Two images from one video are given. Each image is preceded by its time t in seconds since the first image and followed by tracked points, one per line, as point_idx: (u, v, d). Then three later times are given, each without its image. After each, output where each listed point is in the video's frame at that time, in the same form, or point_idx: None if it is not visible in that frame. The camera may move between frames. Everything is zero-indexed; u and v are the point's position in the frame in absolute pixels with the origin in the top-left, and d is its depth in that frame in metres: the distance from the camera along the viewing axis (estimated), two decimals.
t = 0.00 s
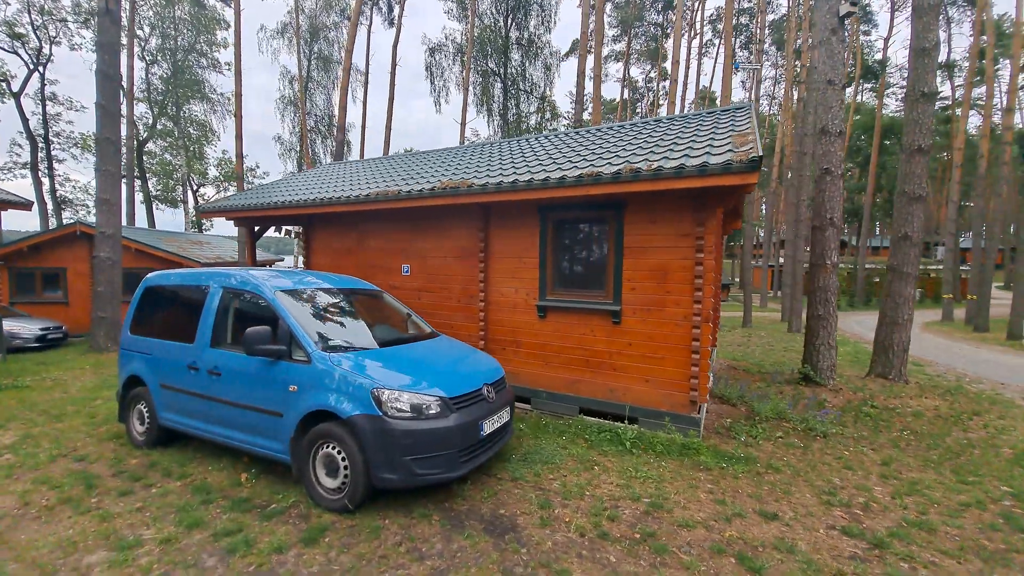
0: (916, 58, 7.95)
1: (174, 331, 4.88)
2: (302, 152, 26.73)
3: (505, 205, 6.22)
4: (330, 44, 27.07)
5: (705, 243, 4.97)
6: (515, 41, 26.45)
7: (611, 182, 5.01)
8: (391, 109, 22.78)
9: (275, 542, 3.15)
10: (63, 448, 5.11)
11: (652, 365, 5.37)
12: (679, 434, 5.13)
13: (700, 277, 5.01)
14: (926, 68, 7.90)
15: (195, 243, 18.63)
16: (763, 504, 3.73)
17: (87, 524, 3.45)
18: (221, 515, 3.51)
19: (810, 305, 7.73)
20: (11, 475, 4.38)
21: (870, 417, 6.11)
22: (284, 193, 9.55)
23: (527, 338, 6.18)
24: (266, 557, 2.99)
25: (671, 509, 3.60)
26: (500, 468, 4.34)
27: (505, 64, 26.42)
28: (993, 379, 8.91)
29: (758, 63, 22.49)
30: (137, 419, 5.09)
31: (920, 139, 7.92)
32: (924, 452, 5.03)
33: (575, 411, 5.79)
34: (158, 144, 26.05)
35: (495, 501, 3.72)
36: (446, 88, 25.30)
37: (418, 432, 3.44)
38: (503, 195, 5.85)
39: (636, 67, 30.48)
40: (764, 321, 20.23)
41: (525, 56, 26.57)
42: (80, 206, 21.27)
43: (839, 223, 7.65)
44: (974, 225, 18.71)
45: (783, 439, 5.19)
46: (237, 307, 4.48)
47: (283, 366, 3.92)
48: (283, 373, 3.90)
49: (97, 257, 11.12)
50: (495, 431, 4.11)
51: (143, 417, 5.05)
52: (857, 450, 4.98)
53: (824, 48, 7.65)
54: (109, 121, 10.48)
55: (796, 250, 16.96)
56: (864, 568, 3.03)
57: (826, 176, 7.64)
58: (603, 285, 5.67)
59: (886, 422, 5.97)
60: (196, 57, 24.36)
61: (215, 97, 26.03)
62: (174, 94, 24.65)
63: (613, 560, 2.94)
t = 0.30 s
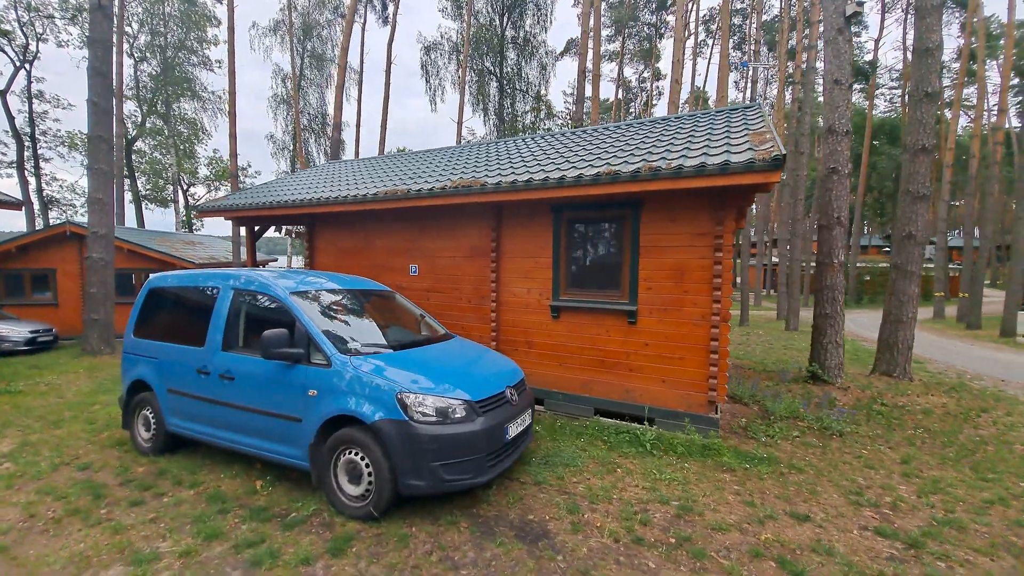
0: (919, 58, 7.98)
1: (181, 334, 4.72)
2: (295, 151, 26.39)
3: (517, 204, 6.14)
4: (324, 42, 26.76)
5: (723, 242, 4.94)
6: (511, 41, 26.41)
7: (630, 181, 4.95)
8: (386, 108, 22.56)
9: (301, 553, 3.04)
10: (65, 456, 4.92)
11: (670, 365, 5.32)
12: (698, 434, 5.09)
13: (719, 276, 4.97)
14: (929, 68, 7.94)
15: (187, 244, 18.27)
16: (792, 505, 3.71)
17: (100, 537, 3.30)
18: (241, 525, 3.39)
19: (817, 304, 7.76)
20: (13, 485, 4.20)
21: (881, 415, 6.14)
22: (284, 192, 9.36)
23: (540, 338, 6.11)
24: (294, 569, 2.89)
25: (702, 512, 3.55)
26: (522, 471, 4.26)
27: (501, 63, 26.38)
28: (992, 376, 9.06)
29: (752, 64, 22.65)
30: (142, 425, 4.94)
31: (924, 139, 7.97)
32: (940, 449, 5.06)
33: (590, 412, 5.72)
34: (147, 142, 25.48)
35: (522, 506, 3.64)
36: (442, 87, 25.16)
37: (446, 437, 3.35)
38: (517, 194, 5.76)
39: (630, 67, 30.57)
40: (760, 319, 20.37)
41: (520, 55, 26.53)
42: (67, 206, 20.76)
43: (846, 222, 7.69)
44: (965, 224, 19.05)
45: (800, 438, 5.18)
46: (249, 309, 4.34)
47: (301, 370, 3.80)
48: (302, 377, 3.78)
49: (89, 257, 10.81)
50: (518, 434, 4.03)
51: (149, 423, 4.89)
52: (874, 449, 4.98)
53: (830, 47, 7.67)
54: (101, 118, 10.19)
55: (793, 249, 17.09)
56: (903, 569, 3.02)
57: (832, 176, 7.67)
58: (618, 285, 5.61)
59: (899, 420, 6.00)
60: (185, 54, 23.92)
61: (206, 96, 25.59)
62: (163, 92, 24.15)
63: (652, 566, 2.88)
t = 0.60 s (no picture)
0: (927, 59, 7.98)
1: (191, 336, 4.56)
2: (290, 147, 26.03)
3: (532, 202, 6.04)
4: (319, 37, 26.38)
5: (746, 242, 4.88)
6: (509, 38, 26.31)
7: (652, 179, 4.87)
8: (384, 105, 22.33)
9: (331, 565, 2.92)
10: (68, 462, 4.74)
11: (690, 367, 5.26)
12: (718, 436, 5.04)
13: (741, 277, 4.91)
14: (937, 69, 7.94)
15: (180, 241, 17.91)
16: (825, 509, 3.68)
17: (114, 549, 3.15)
18: (263, 535, 3.26)
19: (827, 304, 7.76)
20: (15, 494, 4.01)
21: (895, 415, 6.14)
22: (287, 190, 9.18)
23: (555, 339, 6.03)
24: None
25: (737, 518, 3.50)
26: (547, 476, 4.17)
27: (499, 61, 26.27)
28: (994, 375, 9.17)
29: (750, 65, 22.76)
30: (149, 430, 4.77)
31: (931, 140, 7.98)
32: (959, 449, 5.06)
33: (606, 414, 5.66)
34: (138, 138, 24.94)
35: (553, 512, 3.55)
36: (439, 84, 24.98)
37: (478, 442, 3.24)
38: (533, 192, 5.65)
39: (626, 66, 30.58)
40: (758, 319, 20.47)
41: (518, 53, 26.44)
42: (56, 202, 20.25)
43: (856, 223, 7.69)
44: (959, 224, 19.33)
45: (820, 440, 5.16)
46: (265, 310, 4.20)
47: (321, 373, 3.67)
48: (324, 381, 3.65)
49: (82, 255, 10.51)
50: (545, 439, 3.94)
51: (156, 427, 4.72)
52: (894, 451, 4.97)
53: (840, 47, 7.66)
54: (94, 112, 9.90)
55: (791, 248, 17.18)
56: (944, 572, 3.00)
57: (842, 176, 7.66)
58: (636, 285, 5.54)
59: (913, 420, 6.01)
60: (177, 48, 23.43)
61: (199, 91, 25.13)
62: (155, 87, 23.65)
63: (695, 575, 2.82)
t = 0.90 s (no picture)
0: (929, 61, 8.07)
1: (199, 337, 4.42)
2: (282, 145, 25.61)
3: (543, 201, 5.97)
4: (311, 33, 25.98)
5: (763, 242, 4.87)
6: (504, 37, 26.17)
7: (670, 179, 4.82)
8: (377, 102, 22.07)
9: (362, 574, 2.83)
10: (69, 470, 4.56)
11: (705, 366, 5.24)
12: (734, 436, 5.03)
13: (758, 276, 4.90)
14: (938, 72, 8.05)
15: (171, 240, 17.53)
16: (852, 508, 3.68)
17: (131, 562, 3.02)
18: (287, 544, 3.15)
19: (831, 303, 7.82)
20: (17, 504, 3.84)
21: (903, 412, 6.21)
22: (286, 188, 8.98)
23: (567, 339, 5.97)
24: None
25: (767, 518, 3.48)
26: (570, 478, 4.11)
27: (494, 60, 26.15)
28: (990, 372, 9.34)
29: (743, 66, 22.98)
30: (155, 435, 4.61)
31: (933, 141, 8.09)
32: (970, 446, 5.13)
33: (620, 415, 5.61)
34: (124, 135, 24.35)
35: (582, 515, 3.50)
36: (434, 82, 24.78)
37: (508, 445, 3.17)
38: (546, 191, 5.57)
39: (619, 66, 30.67)
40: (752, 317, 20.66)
41: (513, 52, 26.32)
42: (40, 200, 19.67)
43: (860, 222, 7.76)
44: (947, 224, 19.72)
45: (836, 439, 5.18)
46: (279, 311, 4.07)
47: (342, 376, 3.56)
48: (345, 384, 3.53)
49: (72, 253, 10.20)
50: (570, 441, 3.87)
51: (163, 432, 4.56)
52: (909, 449, 5.00)
53: (845, 49, 7.71)
54: (85, 106, 9.61)
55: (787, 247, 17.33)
56: (977, 569, 3.02)
57: (847, 176, 7.73)
58: (651, 284, 5.50)
59: (921, 417, 6.08)
60: (165, 44, 22.89)
61: (187, 87, 24.60)
62: (142, 82, 23.07)
63: None
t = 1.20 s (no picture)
0: (929, 62, 8.19)
1: (213, 337, 4.30)
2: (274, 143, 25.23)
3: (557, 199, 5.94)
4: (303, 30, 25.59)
5: (780, 239, 4.90)
6: (499, 35, 26.09)
7: (689, 177, 4.82)
8: (372, 100, 21.85)
9: None
10: (76, 475, 4.40)
11: (722, 364, 5.25)
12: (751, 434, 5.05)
13: (775, 274, 4.93)
14: (938, 73, 8.17)
15: (162, 240, 17.19)
16: (877, 503, 3.71)
17: (154, 570, 2.91)
18: (316, 548, 3.07)
19: (836, 301, 7.90)
20: (25, 512, 3.69)
21: (911, 408, 6.29)
22: (288, 185, 8.82)
23: (581, 338, 5.95)
24: None
25: (796, 514, 3.49)
26: (594, 477, 4.07)
27: (489, 59, 26.07)
28: (985, 368, 9.53)
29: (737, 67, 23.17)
30: (166, 438, 4.49)
31: (933, 141, 8.22)
32: (980, 441, 5.20)
33: (635, 413, 5.61)
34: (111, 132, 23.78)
35: (612, 514, 3.47)
36: (429, 81, 24.61)
37: (541, 444, 3.13)
38: (562, 189, 5.54)
39: (613, 67, 30.78)
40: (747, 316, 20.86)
41: (508, 51, 26.24)
42: (24, 199, 19.11)
43: (864, 221, 7.85)
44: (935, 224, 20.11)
45: (850, 435, 5.23)
46: (299, 311, 3.98)
47: (368, 376, 3.49)
48: (372, 384, 3.46)
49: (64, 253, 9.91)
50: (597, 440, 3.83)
51: (175, 435, 4.44)
52: (922, 444, 5.06)
53: (849, 49, 7.81)
54: (77, 101, 9.33)
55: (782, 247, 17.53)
56: (1007, 561, 3.05)
57: (852, 175, 7.82)
58: (666, 282, 5.51)
59: (928, 413, 6.16)
60: (153, 39, 22.41)
61: (177, 84, 24.11)
62: (130, 78, 22.53)
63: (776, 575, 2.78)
